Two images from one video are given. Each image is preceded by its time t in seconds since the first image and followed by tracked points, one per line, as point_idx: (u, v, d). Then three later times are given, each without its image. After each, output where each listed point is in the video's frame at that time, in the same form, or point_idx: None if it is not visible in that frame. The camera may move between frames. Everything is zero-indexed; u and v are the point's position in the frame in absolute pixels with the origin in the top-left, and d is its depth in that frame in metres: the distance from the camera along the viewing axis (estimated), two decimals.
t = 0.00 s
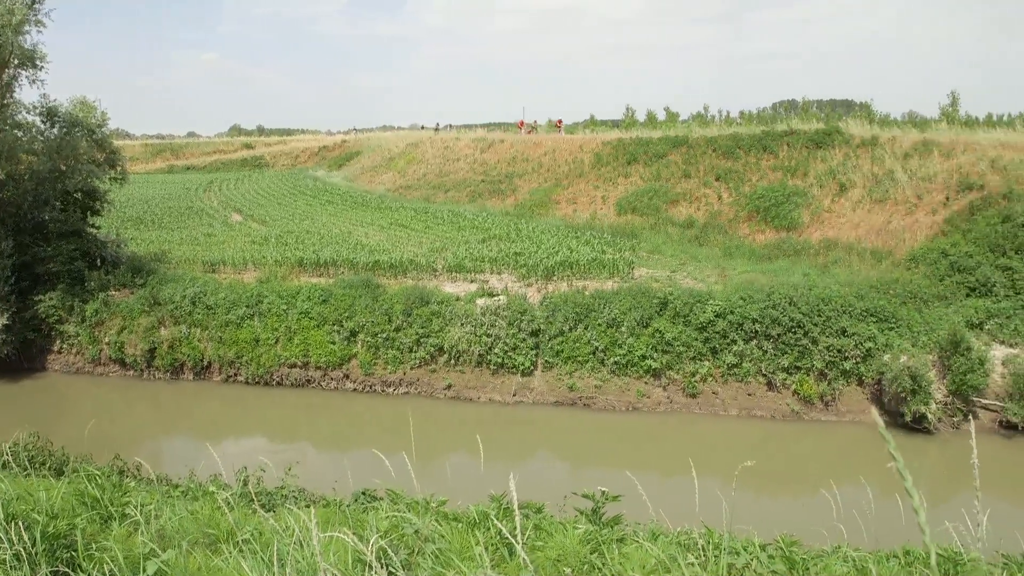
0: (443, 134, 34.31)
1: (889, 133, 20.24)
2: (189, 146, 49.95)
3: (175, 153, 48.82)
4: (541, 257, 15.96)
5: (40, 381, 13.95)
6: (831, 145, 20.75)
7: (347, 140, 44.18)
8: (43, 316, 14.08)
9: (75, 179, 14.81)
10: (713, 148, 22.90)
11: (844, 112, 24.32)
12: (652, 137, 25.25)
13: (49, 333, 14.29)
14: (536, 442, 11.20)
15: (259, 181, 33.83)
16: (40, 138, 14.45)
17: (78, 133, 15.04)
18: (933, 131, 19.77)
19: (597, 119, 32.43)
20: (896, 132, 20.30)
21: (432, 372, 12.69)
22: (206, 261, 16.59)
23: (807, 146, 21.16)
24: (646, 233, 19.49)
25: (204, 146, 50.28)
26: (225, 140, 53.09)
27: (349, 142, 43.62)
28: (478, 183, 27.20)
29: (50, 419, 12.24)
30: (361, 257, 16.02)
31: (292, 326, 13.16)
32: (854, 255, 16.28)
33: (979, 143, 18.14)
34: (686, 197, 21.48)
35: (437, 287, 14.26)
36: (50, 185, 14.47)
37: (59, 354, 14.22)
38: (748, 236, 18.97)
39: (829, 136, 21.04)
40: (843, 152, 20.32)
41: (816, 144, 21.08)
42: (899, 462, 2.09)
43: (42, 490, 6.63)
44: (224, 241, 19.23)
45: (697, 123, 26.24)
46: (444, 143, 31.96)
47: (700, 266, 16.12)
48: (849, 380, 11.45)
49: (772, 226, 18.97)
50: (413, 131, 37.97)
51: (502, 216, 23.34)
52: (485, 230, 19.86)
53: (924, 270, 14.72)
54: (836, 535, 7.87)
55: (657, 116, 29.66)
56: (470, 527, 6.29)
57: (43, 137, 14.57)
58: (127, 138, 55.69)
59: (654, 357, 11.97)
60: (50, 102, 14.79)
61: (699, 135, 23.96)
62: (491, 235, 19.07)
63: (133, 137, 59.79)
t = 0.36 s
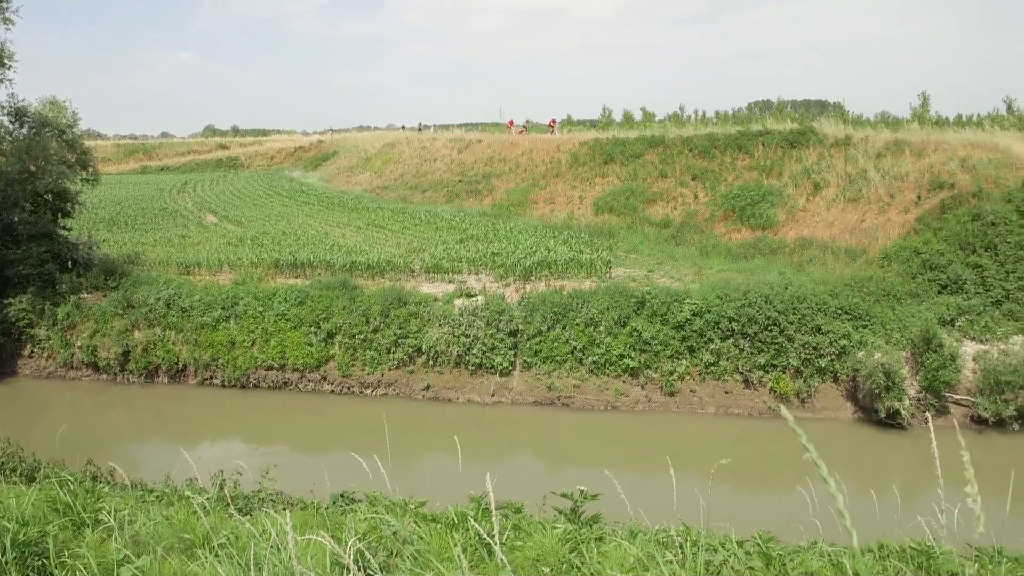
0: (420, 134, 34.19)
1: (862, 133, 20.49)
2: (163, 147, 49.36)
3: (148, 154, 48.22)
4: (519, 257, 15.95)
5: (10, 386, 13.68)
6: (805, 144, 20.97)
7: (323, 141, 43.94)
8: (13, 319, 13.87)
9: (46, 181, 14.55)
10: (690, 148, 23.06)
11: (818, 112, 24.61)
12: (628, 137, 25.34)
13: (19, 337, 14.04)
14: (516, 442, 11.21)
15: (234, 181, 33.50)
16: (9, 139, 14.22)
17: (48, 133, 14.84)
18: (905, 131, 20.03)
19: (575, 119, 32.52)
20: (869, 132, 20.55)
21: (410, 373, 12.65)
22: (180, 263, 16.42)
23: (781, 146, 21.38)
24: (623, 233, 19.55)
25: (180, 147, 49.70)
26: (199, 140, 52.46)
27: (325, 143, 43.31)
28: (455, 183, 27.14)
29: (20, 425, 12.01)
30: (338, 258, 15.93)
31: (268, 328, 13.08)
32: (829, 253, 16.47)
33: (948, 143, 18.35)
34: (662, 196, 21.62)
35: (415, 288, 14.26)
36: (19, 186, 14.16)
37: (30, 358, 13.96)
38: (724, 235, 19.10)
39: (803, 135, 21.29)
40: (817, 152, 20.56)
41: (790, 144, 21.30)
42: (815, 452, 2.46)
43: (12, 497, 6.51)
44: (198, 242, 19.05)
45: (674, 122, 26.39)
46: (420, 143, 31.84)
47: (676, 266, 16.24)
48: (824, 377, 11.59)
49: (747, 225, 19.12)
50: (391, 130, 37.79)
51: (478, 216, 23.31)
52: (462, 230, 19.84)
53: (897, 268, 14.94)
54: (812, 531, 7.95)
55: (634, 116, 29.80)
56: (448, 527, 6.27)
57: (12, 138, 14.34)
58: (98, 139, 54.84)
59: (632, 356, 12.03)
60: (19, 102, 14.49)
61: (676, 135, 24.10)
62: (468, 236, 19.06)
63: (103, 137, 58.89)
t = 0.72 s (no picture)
0: (399, 134, 34.09)
1: (837, 133, 20.69)
2: (138, 148, 48.82)
3: (124, 155, 47.66)
4: (499, 257, 15.94)
5: None
6: (782, 144, 21.16)
7: (302, 141, 43.70)
8: None
9: (17, 181, 14.41)
10: (668, 148, 23.19)
11: (795, 112, 24.84)
12: (607, 137, 25.40)
13: None
14: (496, 442, 11.22)
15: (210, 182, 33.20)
16: None
17: (20, 134, 14.68)
18: (880, 131, 20.25)
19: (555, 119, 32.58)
20: (845, 132, 20.75)
21: (390, 374, 12.61)
22: (157, 264, 16.26)
23: (759, 146, 21.55)
24: (603, 233, 19.60)
25: (156, 148, 49.16)
26: (175, 141, 51.90)
27: (304, 144, 43.03)
28: (435, 184, 27.08)
29: None
30: (317, 259, 15.84)
31: (246, 330, 13.01)
32: (806, 252, 16.62)
33: (922, 143, 18.52)
34: (641, 196, 21.73)
35: (394, 288, 14.24)
36: None
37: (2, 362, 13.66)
38: (703, 234, 19.22)
39: (780, 135, 21.47)
40: (794, 152, 20.74)
41: (767, 144, 21.47)
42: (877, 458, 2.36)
43: None
44: (175, 244, 18.86)
45: (653, 123, 26.52)
46: (399, 144, 31.73)
47: (656, 265, 16.34)
48: (802, 374, 11.70)
49: (725, 224, 19.26)
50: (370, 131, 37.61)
51: (457, 217, 23.28)
52: (442, 231, 19.81)
53: (872, 267, 15.13)
54: (790, 528, 8.02)
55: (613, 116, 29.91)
56: (429, 528, 6.24)
57: None
58: (72, 140, 54.08)
59: (612, 355, 12.08)
60: None
61: (655, 135, 24.22)
62: (448, 236, 19.04)
63: (77, 138, 58.14)
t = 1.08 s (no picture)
0: (380, 134, 33.95)
1: (815, 133, 20.88)
2: (115, 149, 48.25)
3: (100, 155, 47.10)
4: (479, 257, 15.93)
5: None
6: (761, 144, 21.32)
7: (281, 141, 43.43)
8: None
9: None
10: (648, 148, 23.30)
11: (774, 112, 25.04)
12: (587, 137, 25.45)
13: None
14: (478, 442, 11.22)
15: (188, 183, 32.89)
16: None
17: None
18: (857, 131, 20.46)
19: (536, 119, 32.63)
20: (822, 132, 20.93)
21: (371, 375, 12.56)
22: (135, 266, 16.09)
23: (738, 146, 21.69)
24: (583, 233, 19.64)
25: (134, 149, 48.62)
26: (152, 141, 51.33)
27: (283, 145, 42.71)
28: (415, 184, 26.99)
29: None
30: (297, 260, 15.75)
31: (226, 332, 12.91)
32: (785, 250, 16.77)
33: (898, 142, 18.72)
34: (622, 196, 21.81)
35: (375, 289, 14.22)
36: None
37: None
38: (682, 233, 19.34)
39: (759, 135, 21.62)
40: (773, 151, 20.91)
41: (747, 143, 21.61)
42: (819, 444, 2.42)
43: None
44: (152, 245, 18.67)
45: (632, 123, 26.64)
46: (379, 144, 31.59)
47: (637, 265, 16.42)
48: (782, 372, 11.80)
49: (704, 223, 19.40)
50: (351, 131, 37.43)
51: (438, 217, 23.23)
52: (423, 231, 19.77)
53: (850, 266, 15.30)
54: (769, 524, 8.09)
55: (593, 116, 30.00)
56: (410, 529, 6.22)
57: None
58: (47, 141, 53.33)
59: (593, 354, 12.12)
60: None
61: (635, 135, 24.31)
62: (428, 237, 19.00)
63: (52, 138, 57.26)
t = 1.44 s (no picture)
0: (358, 134, 33.76)
1: (792, 133, 21.07)
2: (87, 149, 47.54)
3: (73, 156, 46.38)
4: (458, 257, 15.92)
5: None
6: (738, 144, 21.49)
7: (258, 142, 43.04)
8: None
9: None
10: (626, 148, 23.40)
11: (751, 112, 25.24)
12: (566, 137, 25.47)
13: None
14: (459, 442, 11.21)
15: (163, 184, 32.48)
16: None
17: None
18: (832, 131, 20.67)
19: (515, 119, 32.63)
20: (798, 131, 21.12)
21: (350, 377, 12.50)
22: (108, 269, 15.88)
23: (715, 145, 21.84)
24: (562, 232, 19.65)
25: (108, 149, 47.93)
26: (127, 142, 50.66)
27: (259, 145, 42.30)
28: (394, 184, 26.85)
29: None
30: (274, 261, 15.63)
31: (203, 335, 12.82)
32: (762, 249, 16.91)
33: (872, 142, 18.96)
34: (600, 196, 21.89)
35: (354, 290, 14.16)
36: None
37: None
38: (661, 232, 19.43)
39: (736, 135, 21.78)
40: (750, 151, 21.09)
41: (724, 143, 21.76)
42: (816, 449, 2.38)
43: None
44: (126, 247, 18.45)
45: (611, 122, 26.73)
46: (357, 144, 31.40)
47: (616, 264, 16.49)
48: (760, 370, 11.90)
49: (683, 223, 19.51)
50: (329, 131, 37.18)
51: (417, 217, 23.14)
52: (401, 232, 19.70)
53: (826, 264, 15.46)
54: (748, 522, 8.14)
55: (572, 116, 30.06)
56: (391, 531, 6.18)
57: None
58: (18, 141, 52.42)
59: (573, 354, 12.16)
60: None
61: (613, 135, 24.39)
62: (407, 237, 18.93)
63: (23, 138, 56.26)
